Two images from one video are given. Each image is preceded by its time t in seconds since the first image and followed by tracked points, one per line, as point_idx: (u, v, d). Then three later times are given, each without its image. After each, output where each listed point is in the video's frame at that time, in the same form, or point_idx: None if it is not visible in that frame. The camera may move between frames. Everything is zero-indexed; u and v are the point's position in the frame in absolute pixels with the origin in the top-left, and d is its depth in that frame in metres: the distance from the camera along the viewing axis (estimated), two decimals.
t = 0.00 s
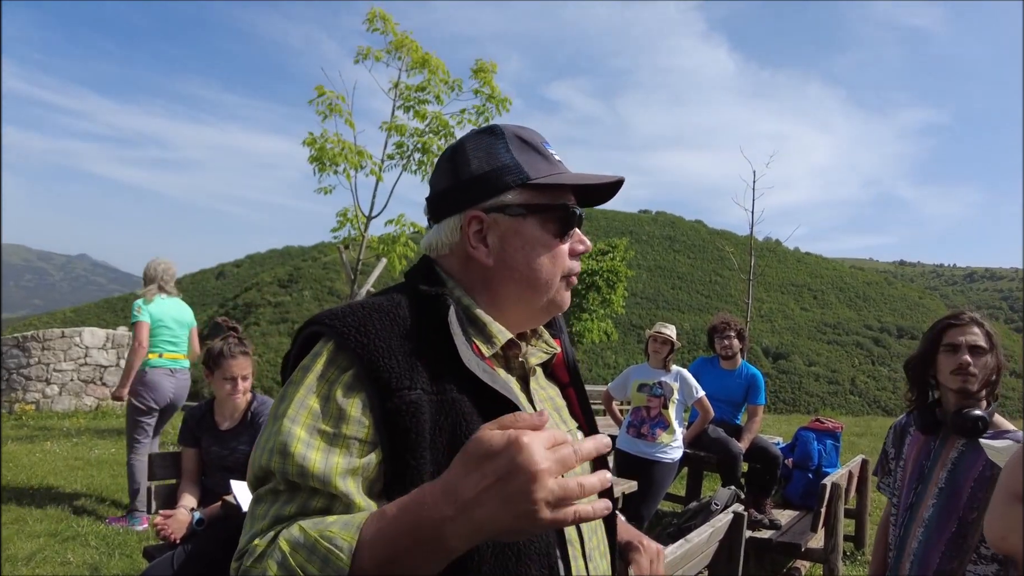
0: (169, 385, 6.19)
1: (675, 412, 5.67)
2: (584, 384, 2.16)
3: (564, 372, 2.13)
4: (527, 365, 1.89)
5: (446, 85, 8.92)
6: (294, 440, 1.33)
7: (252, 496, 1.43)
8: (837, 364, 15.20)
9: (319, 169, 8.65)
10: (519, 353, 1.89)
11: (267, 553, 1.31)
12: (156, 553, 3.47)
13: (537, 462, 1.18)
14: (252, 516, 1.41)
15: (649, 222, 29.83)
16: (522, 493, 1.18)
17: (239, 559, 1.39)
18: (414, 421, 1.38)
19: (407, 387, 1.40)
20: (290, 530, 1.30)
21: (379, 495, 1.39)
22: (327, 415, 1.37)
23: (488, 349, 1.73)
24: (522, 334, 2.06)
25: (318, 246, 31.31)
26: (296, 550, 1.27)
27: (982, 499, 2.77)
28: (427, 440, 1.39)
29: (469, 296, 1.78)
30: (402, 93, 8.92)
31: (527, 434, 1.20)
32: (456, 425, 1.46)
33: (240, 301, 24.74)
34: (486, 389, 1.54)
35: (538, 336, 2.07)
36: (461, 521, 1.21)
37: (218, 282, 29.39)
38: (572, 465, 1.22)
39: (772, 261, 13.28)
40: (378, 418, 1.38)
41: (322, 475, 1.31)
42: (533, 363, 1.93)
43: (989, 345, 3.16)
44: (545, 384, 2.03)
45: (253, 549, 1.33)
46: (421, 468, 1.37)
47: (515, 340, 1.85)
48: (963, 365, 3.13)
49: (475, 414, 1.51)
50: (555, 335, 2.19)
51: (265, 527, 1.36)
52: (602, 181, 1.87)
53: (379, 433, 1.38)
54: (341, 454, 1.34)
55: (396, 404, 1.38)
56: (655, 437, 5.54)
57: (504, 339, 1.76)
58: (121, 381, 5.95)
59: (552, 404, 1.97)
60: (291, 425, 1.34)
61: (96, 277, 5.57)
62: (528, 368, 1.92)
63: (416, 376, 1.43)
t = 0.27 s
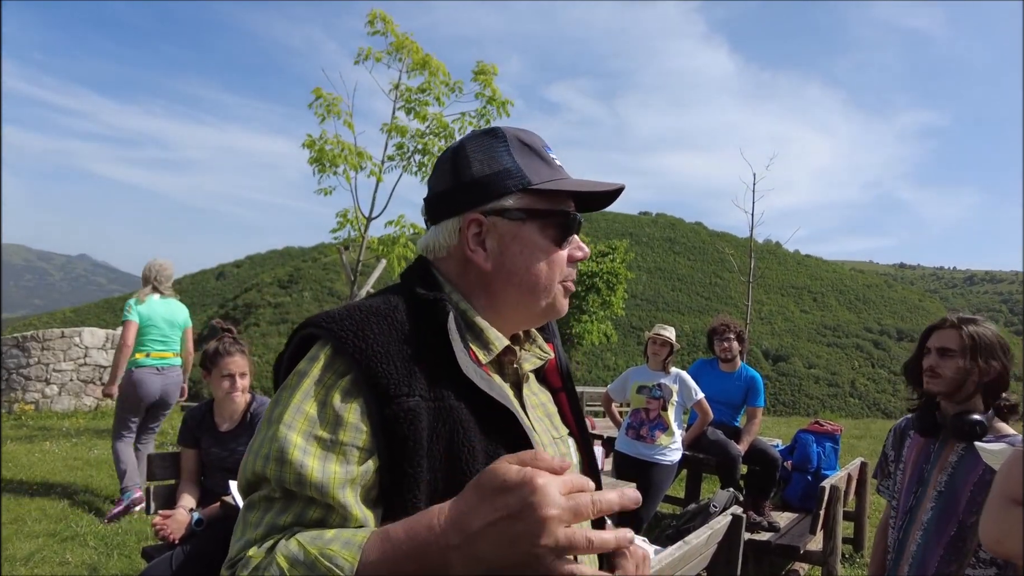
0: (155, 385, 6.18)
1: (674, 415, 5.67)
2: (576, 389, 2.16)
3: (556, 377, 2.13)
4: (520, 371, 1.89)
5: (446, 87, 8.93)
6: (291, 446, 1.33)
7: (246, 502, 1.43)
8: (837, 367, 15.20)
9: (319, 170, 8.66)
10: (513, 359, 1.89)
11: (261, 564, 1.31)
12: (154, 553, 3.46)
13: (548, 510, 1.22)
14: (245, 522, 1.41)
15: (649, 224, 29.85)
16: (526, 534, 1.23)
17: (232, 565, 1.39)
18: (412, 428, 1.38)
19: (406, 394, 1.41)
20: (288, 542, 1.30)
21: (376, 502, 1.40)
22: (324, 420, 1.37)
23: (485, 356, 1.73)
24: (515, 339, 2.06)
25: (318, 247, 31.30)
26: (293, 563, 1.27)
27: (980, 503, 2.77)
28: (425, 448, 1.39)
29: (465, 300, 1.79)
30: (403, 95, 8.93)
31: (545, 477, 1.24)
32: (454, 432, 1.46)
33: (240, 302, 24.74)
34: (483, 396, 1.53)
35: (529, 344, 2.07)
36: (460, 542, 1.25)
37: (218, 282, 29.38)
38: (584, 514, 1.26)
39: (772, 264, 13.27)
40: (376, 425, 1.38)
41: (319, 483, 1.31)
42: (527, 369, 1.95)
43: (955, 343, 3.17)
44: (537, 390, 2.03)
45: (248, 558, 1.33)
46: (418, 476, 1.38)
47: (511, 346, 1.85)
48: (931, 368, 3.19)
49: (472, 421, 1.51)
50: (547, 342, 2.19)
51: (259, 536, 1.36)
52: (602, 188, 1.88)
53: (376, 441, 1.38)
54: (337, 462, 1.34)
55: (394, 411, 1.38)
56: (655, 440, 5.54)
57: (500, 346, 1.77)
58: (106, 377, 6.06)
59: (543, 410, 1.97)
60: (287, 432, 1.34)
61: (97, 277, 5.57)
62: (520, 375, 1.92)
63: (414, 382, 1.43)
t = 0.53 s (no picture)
0: (132, 377, 6.32)
1: (673, 416, 5.67)
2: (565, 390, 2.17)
3: (546, 378, 2.14)
4: (512, 374, 1.90)
5: (446, 88, 8.94)
6: (289, 452, 1.32)
7: (240, 508, 1.41)
8: (836, 369, 15.20)
9: (319, 171, 8.66)
10: (505, 360, 1.89)
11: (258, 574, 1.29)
12: (152, 553, 3.46)
13: (555, 533, 1.25)
14: (238, 529, 1.39)
15: (649, 225, 29.86)
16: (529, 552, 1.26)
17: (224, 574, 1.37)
18: (408, 434, 1.38)
19: (403, 399, 1.41)
20: (287, 554, 1.28)
21: (372, 508, 1.40)
22: (320, 426, 1.37)
23: (481, 359, 1.74)
24: (507, 340, 2.05)
25: (318, 248, 31.29)
26: None
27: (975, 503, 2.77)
28: (421, 454, 1.40)
29: (457, 298, 1.79)
30: (403, 95, 8.94)
31: (556, 498, 1.26)
32: (450, 438, 1.46)
33: (240, 302, 24.73)
34: (479, 401, 1.54)
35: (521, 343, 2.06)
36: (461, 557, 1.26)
37: (218, 283, 29.37)
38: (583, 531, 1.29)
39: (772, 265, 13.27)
40: (374, 430, 1.39)
41: (318, 492, 1.31)
42: (519, 370, 1.93)
43: (925, 340, 3.24)
44: (527, 390, 2.03)
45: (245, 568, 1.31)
46: (414, 483, 1.38)
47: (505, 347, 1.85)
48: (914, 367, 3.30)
49: (468, 426, 1.51)
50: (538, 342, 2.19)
51: (254, 545, 1.34)
52: (596, 187, 1.88)
53: (373, 446, 1.39)
54: (335, 468, 1.34)
55: (391, 416, 1.38)
56: (653, 441, 5.53)
57: (496, 348, 1.77)
58: (99, 372, 6.44)
59: (534, 411, 1.96)
60: (284, 438, 1.33)
61: (96, 277, 5.57)
62: (511, 376, 1.92)
63: (411, 387, 1.44)
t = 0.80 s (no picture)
0: (110, 370, 6.51)
1: (671, 416, 5.66)
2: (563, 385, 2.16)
3: (542, 373, 2.13)
4: (509, 368, 1.88)
5: (446, 89, 8.94)
6: (294, 449, 1.32)
7: (245, 507, 1.41)
8: (835, 370, 15.21)
9: (318, 171, 8.66)
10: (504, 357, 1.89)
11: (267, 568, 1.29)
12: (149, 553, 3.45)
13: (555, 504, 1.28)
14: (244, 527, 1.39)
15: (648, 227, 29.87)
16: (530, 529, 1.28)
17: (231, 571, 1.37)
18: (411, 429, 1.39)
19: (403, 395, 1.41)
20: (296, 546, 1.28)
21: (376, 502, 1.40)
22: (323, 423, 1.37)
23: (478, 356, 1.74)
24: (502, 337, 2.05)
25: (317, 249, 31.28)
26: (303, 567, 1.26)
27: (968, 503, 2.77)
28: (423, 448, 1.40)
29: (454, 299, 1.79)
30: (402, 96, 8.94)
31: (554, 471, 1.30)
32: (451, 432, 1.46)
33: (239, 303, 24.71)
34: (477, 395, 1.54)
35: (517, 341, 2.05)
36: (464, 535, 1.27)
37: (217, 284, 29.34)
38: (582, 517, 1.33)
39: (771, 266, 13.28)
40: (375, 426, 1.39)
41: (325, 486, 1.31)
42: (516, 366, 1.93)
43: (921, 340, 3.25)
44: (525, 386, 2.02)
45: (254, 562, 1.30)
46: (417, 476, 1.39)
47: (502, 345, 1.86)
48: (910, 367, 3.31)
49: (468, 421, 1.51)
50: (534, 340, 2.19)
51: (263, 541, 1.34)
52: (588, 187, 1.88)
53: (376, 441, 1.39)
54: (339, 464, 1.34)
55: (393, 412, 1.38)
56: (651, 441, 5.53)
57: (492, 345, 1.77)
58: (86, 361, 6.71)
59: (531, 406, 1.96)
60: (287, 435, 1.33)
61: (94, 277, 5.56)
62: (510, 372, 1.92)
63: (411, 383, 1.44)
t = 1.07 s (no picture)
0: (98, 366, 6.63)
1: (669, 417, 5.67)
2: (569, 380, 2.17)
3: (547, 369, 2.14)
4: (515, 365, 1.92)
5: (444, 90, 8.95)
6: (311, 450, 1.32)
7: (265, 509, 1.41)
8: (834, 372, 15.23)
9: (316, 172, 8.66)
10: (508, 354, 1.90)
11: (288, 565, 1.29)
12: (147, 553, 3.44)
13: (564, 494, 1.27)
14: (264, 527, 1.39)
15: (647, 228, 29.90)
16: (540, 520, 1.27)
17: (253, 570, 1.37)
18: (422, 427, 1.39)
19: (414, 393, 1.42)
20: (316, 543, 1.29)
21: (392, 498, 1.41)
22: (338, 424, 1.37)
23: (484, 353, 1.76)
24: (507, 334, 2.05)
25: (315, 250, 31.27)
26: (323, 562, 1.26)
27: (965, 504, 2.78)
28: (436, 443, 1.41)
29: (458, 301, 1.80)
30: (401, 97, 8.95)
31: (562, 462, 1.29)
32: (461, 427, 1.47)
33: (237, 304, 24.70)
34: (486, 391, 1.55)
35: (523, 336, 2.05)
36: (475, 527, 1.27)
37: (215, 285, 29.32)
38: (591, 504, 1.32)
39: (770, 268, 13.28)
40: (387, 425, 1.39)
41: (340, 484, 1.31)
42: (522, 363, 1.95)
43: (919, 340, 3.25)
44: (532, 381, 2.03)
45: (275, 560, 1.31)
46: (431, 470, 1.39)
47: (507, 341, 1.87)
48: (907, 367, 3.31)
49: (478, 416, 1.52)
50: (539, 335, 2.19)
51: (284, 538, 1.35)
52: (584, 185, 1.89)
53: (388, 440, 1.39)
54: (353, 461, 1.34)
55: (404, 410, 1.39)
56: (649, 442, 5.54)
57: (497, 342, 1.79)
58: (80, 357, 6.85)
59: (539, 401, 1.97)
60: (303, 437, 1.33)
61: (92, 278, 5.56)
62: (515, 368, 1.92)
63: (420, 382, 1.45)
